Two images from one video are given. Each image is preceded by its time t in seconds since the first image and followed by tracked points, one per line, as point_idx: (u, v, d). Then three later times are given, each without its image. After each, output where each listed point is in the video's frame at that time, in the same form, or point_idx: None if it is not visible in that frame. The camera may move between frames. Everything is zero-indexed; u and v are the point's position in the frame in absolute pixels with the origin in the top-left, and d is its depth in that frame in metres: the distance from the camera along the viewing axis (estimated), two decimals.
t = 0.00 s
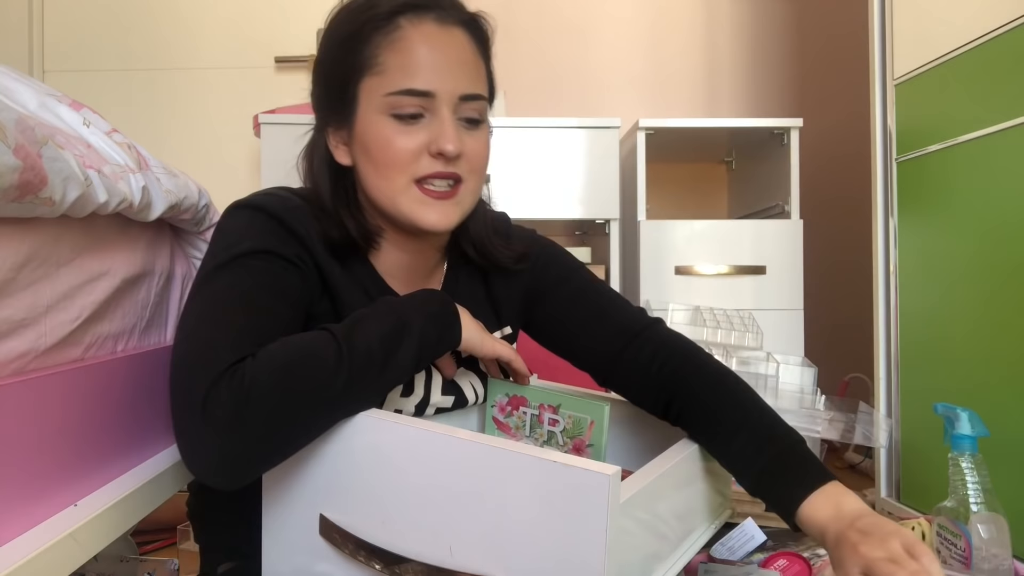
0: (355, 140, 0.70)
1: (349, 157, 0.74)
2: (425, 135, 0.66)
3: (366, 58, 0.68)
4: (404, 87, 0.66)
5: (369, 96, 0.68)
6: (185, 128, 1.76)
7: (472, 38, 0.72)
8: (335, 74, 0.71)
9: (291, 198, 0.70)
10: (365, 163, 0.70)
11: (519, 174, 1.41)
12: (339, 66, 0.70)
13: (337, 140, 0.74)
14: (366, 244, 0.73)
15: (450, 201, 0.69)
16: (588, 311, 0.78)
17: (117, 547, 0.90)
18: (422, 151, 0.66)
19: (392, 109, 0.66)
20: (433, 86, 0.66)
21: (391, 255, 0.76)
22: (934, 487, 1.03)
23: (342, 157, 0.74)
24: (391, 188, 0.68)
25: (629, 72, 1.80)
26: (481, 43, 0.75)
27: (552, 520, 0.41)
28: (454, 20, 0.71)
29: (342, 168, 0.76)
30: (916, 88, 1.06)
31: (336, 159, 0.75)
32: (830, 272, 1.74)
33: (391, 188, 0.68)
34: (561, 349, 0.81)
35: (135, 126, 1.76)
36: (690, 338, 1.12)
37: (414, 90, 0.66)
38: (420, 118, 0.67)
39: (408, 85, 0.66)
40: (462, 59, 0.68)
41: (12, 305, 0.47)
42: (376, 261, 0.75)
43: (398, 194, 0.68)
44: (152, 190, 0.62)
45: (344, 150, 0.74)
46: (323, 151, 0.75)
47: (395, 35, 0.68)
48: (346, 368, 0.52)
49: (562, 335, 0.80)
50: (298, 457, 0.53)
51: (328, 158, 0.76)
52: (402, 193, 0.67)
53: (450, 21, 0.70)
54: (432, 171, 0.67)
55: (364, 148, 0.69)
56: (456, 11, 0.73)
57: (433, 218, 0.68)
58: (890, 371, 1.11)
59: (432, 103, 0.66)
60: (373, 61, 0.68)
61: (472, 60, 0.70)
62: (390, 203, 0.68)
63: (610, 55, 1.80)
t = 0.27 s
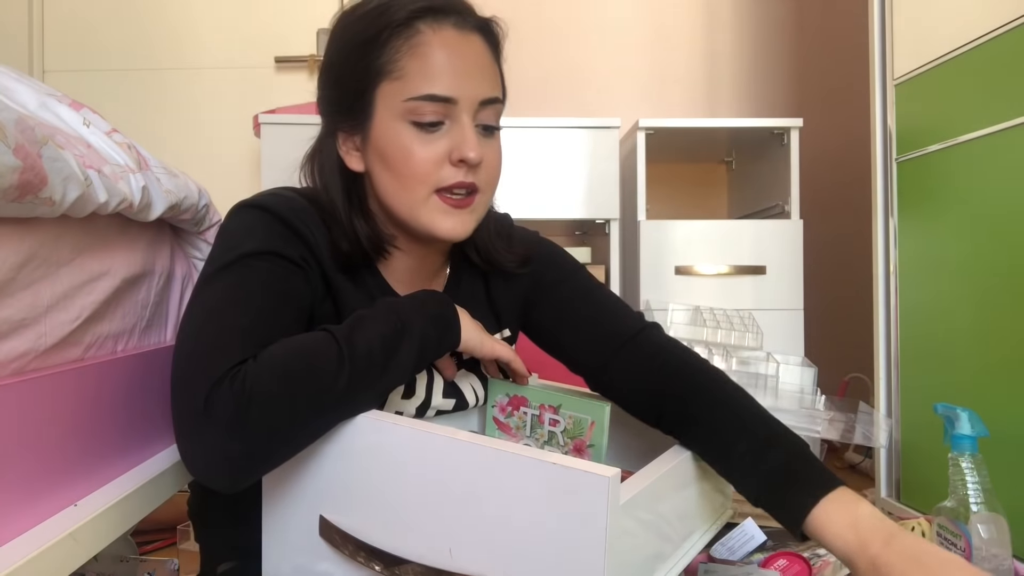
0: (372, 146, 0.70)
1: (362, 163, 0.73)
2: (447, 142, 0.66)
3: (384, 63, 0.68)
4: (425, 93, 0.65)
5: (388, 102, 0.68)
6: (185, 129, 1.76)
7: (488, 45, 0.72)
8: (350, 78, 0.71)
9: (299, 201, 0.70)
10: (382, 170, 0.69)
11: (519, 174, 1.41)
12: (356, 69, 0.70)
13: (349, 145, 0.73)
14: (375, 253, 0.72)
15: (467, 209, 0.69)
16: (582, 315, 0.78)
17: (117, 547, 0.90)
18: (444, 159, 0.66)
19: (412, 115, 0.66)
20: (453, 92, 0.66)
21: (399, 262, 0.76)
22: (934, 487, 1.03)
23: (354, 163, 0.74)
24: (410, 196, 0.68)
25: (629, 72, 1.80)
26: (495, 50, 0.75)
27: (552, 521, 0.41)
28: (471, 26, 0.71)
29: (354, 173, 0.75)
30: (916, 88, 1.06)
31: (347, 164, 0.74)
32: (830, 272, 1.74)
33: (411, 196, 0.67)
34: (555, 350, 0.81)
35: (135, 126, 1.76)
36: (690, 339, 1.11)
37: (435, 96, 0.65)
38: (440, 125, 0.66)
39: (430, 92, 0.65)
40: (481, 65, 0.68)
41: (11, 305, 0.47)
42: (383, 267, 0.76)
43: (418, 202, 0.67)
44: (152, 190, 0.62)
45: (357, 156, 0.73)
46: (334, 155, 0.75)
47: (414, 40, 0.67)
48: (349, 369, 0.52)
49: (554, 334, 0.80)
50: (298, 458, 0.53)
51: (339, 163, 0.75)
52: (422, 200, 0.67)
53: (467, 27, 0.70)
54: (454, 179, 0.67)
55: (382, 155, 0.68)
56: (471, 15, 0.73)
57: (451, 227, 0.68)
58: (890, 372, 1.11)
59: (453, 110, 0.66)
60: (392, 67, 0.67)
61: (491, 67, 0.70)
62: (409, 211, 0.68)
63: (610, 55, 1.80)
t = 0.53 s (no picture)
0: (371, 147, 0.70)
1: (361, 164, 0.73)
2: (446, 143, 0.66)
3: (382, 64, 0.68)
4: (424, 94, 0.65)
5: (388, 103, 0.67)
6: (185, 129, 1.76)
7: (485, 44, 0.72)
8: (348, 79, 0.70)
9: (298, 201, 0.70)
10: (382, 172, 0.69)
11: (519, 174, 1.41)
12: (355, 70, 0.69)
13: (348, 146, 0.73)
14: (375, 253, 0.72)
15: (467, 210, 0.69)
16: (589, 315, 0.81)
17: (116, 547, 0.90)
18: (443, 160, 0.66)
19: (411, 116, 0.66)
20: (452, 93, 0.66)
21: (398, 260, 0.76)
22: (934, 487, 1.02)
23: (353, 164, 0.74)
24: (411, 197, 0.68)
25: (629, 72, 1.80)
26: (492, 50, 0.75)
27: (552, 521, 0.41)
28: (469, 26, 0.71)
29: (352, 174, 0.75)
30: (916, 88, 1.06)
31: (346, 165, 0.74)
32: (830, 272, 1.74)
33: (412, 197, 0.68)
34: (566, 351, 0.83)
35: (135, 125, 1.76)
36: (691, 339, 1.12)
37: (434, 97, 0.65)
38: (439, 126, 0.66)
39: (429, 92, 0.65)
40: (479, 65, 0.68)
41: (11, 305, 0.47)
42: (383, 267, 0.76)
43: (419, 203, 0.68)
44: (152, 190, 0.62)
45: (356, 156, 0.73)
46: (332, 156, 0.74)
47: (412, 40, 0.67)
48: (348, 370, 0.52)
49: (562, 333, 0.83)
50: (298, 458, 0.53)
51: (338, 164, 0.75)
52: (422, 202, 0.67)
53: (465, 27, 0.70)
54: (454, 180, 0.67)
55: (382, 156, 0.68)
56: (468, 15, 0.73)
57: (452, 229, 0.68)
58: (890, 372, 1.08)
59: (452, 111, 0.66)
60: (390, 68, 0.67)
61: (489, 66, 0.70)
62: (410, 213, 0.68)
63: (610, 55, 1.80)
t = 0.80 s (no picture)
0: (374, 151, 0.69)
1: (363, 165, 0.73)
2: (447, 151, 0.66)
3: (388, 69, 0.68)
4: (427, 103, 0.65)
5: (391, 109, 0.67)
6: (185, 129, 1.76)
7: (491, 54, 0.71)
8: (353, 81, 0.70)
9: (301, 200, 0.70)
10: (384, 175, 0.69)
11: (519, 174, 1.41)
12: (360, 75, 0.69)
13: (350, 147, 0.73)
14: (376, 251, 0.72)
15: (467, 216, 0.69)
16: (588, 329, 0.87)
17: (116, 547, 0.90)
18: (445, 168, 0.66)
19: (414, 124, 0.66)
20: (456, 102, 0.66)
21: (399, 259, 0.76)
22: (934, 487, 1.03)
23: (355, 164, 0.73)
24: (413, 202, 0.68)
25: (628, 71, 1.80)
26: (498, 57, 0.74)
27: (554, 519, 0.41)
28: (476, 35, 0.71)
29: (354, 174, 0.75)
30: (916, 88, 1.06)
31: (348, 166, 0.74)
32: (830, 271, 1.74)
33: (412, 203, 0.68)
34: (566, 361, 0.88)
35: (135, 125, 1.76)
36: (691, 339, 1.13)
37: (437, 106, 0.65)
38: (441, 135, 0.66)
39: (432, 102, 0.65)
40: (483, 75, 0.68)
41: (11, 306, 0.47)
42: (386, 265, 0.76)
43: (420, 208, 0.68)
44: (152, 190, 0.62)
45: (358, 158, 0.73)
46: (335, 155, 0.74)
47: (418, 48, 0.67)
48: (355, 368, 0.52)
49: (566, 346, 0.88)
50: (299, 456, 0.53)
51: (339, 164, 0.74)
52: (424, 207, 0.68)
53: (472, 36, 0.70)
54: (455, 188, 0.67)
55: (384, 160, 0.68)
56: (475, 22, 0.72)
57: (452, 234, 0.68)
58: (890, 371, 1.11)
59: (455, 120, 0.66)
60: (396, 74, 0.67)
61: (494, 77, 0.70)
62: (411, 216, 0.69)
63: (609, 55, 1.80)
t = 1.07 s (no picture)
0: (379, 152, 0.69)
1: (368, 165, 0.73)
2: (452, 156, 0.66)
3: (395, 72, 0.67)
4: (434, 107, 0.65)
5: (398, 112, 0.67)
6: (186, 129, 1.76)
7: (499, 61, 0.71)
8: (360, 82, 0.70)
9: (302, 198, 0.70)
10: (388, 177, 0.69)
11: (519, 174, 1.42)
12: (367, 78, 0.69)
13: (355, 147, 0.73)
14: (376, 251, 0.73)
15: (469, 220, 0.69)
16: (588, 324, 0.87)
17: (117, 547, 0.90)
18: (449, 173, 0.66)
19: (420, 128, 0.66)
20: (463, 108, 0.66)
21: (399, 259, 0.76)
22: (934, 486, 1.03)
23: (359, 164, 0.73)
24: (417, 205, 0.68)
25: (628, 71, 1.80)
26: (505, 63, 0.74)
27: (552, 518, 0.41)
28: (484, 40, 0.70)
29: (358, 175, 0.75)
30: (916, 88, 1.06)
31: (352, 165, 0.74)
32: (830, 271, 1.74)
33: (416, 206, 0.68)
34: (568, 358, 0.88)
35: (135, 125, 1.76)
36: (691, 338, 1.12)
37: (443, 112, 0.65)
38: (447, 140, 0.66)
39: (439, 107, 0.65)
40: (491, 82, 0.68)
41: (11, 306, 0.47)
42: (387, 264, 0.76)
43: (424, 212, 0.68)
44: (152, 190, 0.62)
45: (363, 158, 0.73)
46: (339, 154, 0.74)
47: (427, 52, 0.67)
48: (352, 367, 0.52)
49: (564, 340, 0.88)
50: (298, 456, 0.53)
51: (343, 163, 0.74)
52: (427, 209, 0.68)
53: (481, 41, 0.70)
54: (459, 193, 0.67)
55: (389, 163, 0.68)
56: (484, 26, 0.72)
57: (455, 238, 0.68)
58: (890, 371, 1.11)
59: (461, 126, 0.66)
60: (403, 78, 0.67)
61: (501, 84, 0.70)
62: (415, 219, 0.69)
63: (609, 55, 1.80)
